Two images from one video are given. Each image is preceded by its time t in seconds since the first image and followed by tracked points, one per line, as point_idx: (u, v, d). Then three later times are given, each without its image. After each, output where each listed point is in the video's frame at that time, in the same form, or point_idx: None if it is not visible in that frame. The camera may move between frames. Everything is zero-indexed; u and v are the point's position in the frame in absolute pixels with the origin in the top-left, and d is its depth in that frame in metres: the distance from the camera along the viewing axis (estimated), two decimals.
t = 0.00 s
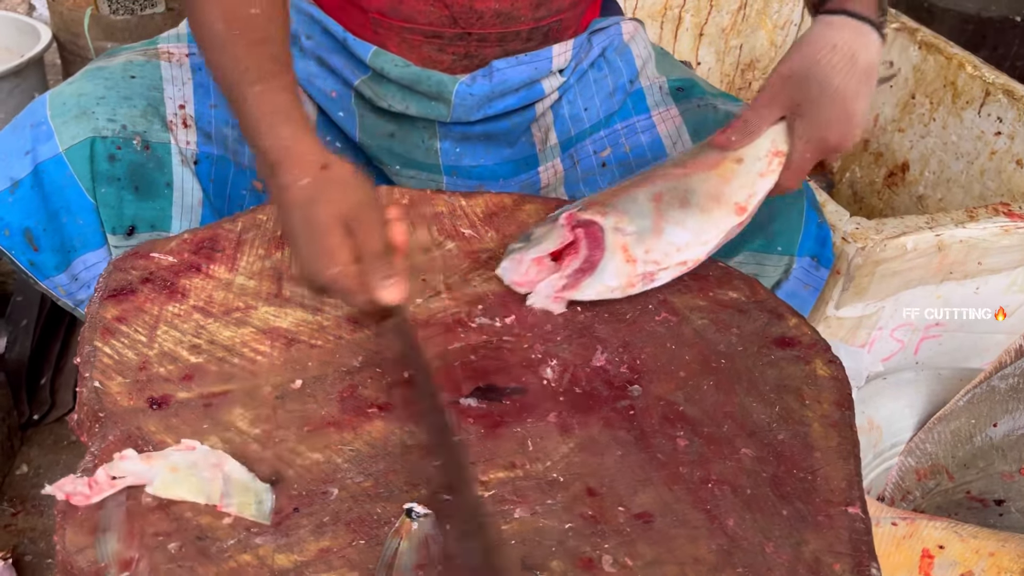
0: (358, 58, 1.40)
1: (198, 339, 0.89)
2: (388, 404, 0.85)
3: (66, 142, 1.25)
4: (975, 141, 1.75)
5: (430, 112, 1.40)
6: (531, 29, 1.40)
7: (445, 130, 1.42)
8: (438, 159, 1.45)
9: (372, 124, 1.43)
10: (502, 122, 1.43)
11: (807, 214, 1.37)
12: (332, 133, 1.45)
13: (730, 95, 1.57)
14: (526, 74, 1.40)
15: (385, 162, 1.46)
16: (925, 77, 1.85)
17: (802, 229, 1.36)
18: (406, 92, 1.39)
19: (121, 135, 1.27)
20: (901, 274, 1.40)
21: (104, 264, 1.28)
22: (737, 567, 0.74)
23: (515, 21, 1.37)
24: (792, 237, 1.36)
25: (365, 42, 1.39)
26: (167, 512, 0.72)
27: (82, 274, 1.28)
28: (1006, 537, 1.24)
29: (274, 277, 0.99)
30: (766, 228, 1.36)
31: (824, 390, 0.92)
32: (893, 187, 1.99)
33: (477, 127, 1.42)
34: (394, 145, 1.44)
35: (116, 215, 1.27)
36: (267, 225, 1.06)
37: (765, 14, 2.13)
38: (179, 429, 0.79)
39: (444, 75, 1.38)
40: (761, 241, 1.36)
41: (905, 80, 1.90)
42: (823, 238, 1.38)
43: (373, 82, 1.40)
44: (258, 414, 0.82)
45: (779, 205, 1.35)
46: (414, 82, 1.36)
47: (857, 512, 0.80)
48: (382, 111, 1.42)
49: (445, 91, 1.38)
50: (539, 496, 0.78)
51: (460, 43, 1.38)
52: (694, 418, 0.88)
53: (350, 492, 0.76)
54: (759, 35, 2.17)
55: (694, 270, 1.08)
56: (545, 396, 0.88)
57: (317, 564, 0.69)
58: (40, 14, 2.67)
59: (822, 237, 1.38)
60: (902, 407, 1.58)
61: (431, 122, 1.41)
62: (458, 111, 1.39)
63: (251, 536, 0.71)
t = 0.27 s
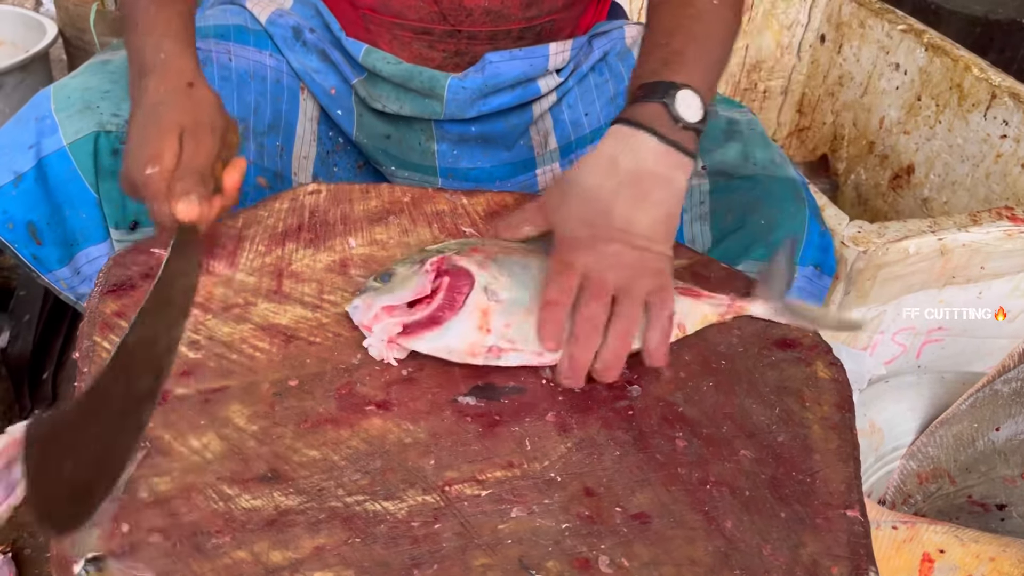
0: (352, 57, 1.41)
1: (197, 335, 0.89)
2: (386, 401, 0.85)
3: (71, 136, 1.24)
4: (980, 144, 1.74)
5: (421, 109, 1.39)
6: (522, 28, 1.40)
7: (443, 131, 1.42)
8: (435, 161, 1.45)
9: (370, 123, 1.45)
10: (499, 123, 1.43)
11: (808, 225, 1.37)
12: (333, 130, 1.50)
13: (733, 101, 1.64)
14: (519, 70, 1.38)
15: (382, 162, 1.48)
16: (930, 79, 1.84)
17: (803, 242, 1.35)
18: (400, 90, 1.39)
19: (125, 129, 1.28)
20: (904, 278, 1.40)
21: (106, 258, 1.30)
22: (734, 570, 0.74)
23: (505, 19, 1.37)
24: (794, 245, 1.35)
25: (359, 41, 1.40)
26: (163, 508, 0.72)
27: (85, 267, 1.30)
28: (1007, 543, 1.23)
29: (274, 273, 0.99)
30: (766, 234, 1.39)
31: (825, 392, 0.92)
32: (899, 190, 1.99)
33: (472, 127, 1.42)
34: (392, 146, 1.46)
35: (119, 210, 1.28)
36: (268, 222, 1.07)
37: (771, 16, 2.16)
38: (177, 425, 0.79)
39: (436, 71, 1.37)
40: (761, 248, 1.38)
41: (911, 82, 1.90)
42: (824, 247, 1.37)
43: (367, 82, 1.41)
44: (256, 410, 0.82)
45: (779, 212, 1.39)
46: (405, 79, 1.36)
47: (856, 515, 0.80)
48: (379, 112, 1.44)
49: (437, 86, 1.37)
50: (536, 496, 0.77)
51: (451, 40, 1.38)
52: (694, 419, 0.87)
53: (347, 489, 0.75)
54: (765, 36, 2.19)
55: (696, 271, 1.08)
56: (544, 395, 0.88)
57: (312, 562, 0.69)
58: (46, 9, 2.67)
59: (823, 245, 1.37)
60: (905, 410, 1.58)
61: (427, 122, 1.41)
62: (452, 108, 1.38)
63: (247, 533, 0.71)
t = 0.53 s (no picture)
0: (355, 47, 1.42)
1: (197, 332, 0.89)
2: (385, 401, 0.84)
3: (66, 122, 1.25)
4: (988, 147, 1.73)
5: (423, 99, 1.40)
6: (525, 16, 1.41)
7: (446, 122, 1.43)
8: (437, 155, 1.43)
9: (372, 116, 1.44)
10: (501, 116, 1.44)
11: (807, 219, 1.37)
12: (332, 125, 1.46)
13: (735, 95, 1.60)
14: (519, 62, 1.39)
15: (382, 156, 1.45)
16: (938, 82, 1.83)
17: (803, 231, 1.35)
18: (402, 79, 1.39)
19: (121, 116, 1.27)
20: (908, 281, 1.39)
21: (104, 247, 1.31)
22: (733, 573, 0.73)
23: (508, 6, 1.38)
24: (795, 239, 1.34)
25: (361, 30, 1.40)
26: (160, 505, 0.71)
27: (82, 255, 1.31)
28: (1011, 549, 1.21)
29: (275, 271, 0.99)
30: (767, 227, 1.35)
31: (827, 396, 0.91)
32: (905, 193, 1.98)
33: (474, 119, 1.43)
34: (391, 139, 1.44)
35: (116, 197, 1.28)
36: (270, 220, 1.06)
37: (779, 17, 2.13)
38: (175, 423, 0.79)
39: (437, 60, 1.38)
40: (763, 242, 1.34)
41: (919, 85, 1.89)
42: (825, 242, 1.36)
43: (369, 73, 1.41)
44: (255, 408, 0.81)
45: (778, 205, 1.37)
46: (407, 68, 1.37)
47: (857, 520, 0.79)
48: (381, 104, 1.44)
49: (438, 75, 1.38)
50: (534, 498, 0.77)
51: (452, 29, 1.40)
52: (694, 421, 0.87)
53: (345, 489, 0.75)
54: (772, 37, 2.16)
55: (698, 272, 1.07)
56: (544, 396, 0.88)
57: (309, 561, 0.69)
58: (54, 5, 2.68)
59: (824, 240, 1.36)
60: (908, 414, 1.60)
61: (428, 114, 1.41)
62: (453, 99, 1.39)
63: (244, 531, 0.70)
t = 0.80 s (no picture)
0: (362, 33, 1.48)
1: (192, 322, 0.89)
2: (380, 393, 0.84)
3: (81, 110, 1.24)
4: (998, 146, 1.71)
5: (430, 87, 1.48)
6: None
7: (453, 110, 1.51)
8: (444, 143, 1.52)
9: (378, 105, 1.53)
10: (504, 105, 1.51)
11: (812, 207, 1.36)
12: (338, 112, 1.53)
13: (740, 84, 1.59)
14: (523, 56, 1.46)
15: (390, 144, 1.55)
16: (947, 80, 1.81)
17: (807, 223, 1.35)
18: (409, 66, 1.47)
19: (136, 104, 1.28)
20: (914, 280, 1.37)
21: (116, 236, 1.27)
22: (730, 571, 0.72)
23: None
24: (798, 227, 1.35)
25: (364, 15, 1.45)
26: (150, 495, 0.71)
27: (95, 246, 1.27)
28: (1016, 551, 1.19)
29: (273, 262, 0.98)
30: (767, 216, 1.38)
31: (828, 393, 0.90)
32: (913, 192, 1.96)
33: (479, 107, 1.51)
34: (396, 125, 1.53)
35: (130, 185, 1.27)
36: (268, 211, 1.06)
37: (787, 14, 2.11)
38: (168, 412, 0.78)
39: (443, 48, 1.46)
40: (765, 229, 1.37)
41: (928, 83, 1.86)
42: (829, 231, 1.35)
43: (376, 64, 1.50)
44: (248, 399, 0.81)
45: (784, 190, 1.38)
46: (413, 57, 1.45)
47: (857, 518, 0.78)
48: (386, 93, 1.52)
49: (444, 64, 1.46)
50: (529, 492, 0.76)
51: (459, 12, 1.47)
52: (692, 417, 0.86)
53: (337, 481, 0.74)
54: (780, 34, 2.15)
55: (700, 267, 1.06)
56: (541, 390, 0.87)
57: (299, 553, 0.68)
58: None
59: (828, 230, 1.35)
60: (912, 414, 1.58)
61: (433, 102, 1.49)
62: (458, 87, 1.48)
63: (234, 522, 0.70)
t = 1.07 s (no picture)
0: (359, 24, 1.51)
1: (196, 310, 0.88)
2: (384, 383, 0.83)
3: (63, 81, 1.26)
4: (1009, 144, 1.69)
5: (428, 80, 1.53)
6: None
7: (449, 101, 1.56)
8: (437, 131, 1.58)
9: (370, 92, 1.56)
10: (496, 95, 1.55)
11: (802, 199, 1.35)
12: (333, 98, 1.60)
13: (735, 75, 1.57)
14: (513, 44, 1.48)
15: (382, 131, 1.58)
16: (959, 77, 1.79)
17: (797, 213, 1.34)
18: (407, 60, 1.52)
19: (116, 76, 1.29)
20: (923, 276, 1.36)
21: (101, 213, 1.25)
22: (734, 564, 0.72)
23: None
24: (786, 219, 1.35)
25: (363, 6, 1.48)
26: (152, 483, 0.71)
27: (80, 220, 1.26)
28: None
29: (278, 252, 0.98)
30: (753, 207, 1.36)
31: (836, 388, 0.89)
32: (923, 190, 1.94)
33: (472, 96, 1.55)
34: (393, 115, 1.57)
35: (111, 157, 1.26)
36: (274, 201, 1.06)
37: (798, 10, 2.09)
38: (171, 400, 0.78)
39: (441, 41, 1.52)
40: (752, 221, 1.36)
41: (940, 80, 1.85)
42: (821, 223, 1.35)
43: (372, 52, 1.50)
44: (252, 388, 0.80)
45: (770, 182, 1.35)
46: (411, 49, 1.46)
47: (864, 514, 0.77)
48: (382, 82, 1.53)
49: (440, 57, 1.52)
50: (533, 483, 0.75)
51: None
52: (698, 410, 0.85)
53: (340, 470, 0.74)
54: (791, 31, 2.13)
55: (707, 261, 1.05)
56: (546, 381, 0.86)
57: (301, 541, 0.68)
58: None
59: (820, 222, 1.35)
60: (920, 412, 1.54)
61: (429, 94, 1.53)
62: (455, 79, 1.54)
63: (236, 510, 0.69)
